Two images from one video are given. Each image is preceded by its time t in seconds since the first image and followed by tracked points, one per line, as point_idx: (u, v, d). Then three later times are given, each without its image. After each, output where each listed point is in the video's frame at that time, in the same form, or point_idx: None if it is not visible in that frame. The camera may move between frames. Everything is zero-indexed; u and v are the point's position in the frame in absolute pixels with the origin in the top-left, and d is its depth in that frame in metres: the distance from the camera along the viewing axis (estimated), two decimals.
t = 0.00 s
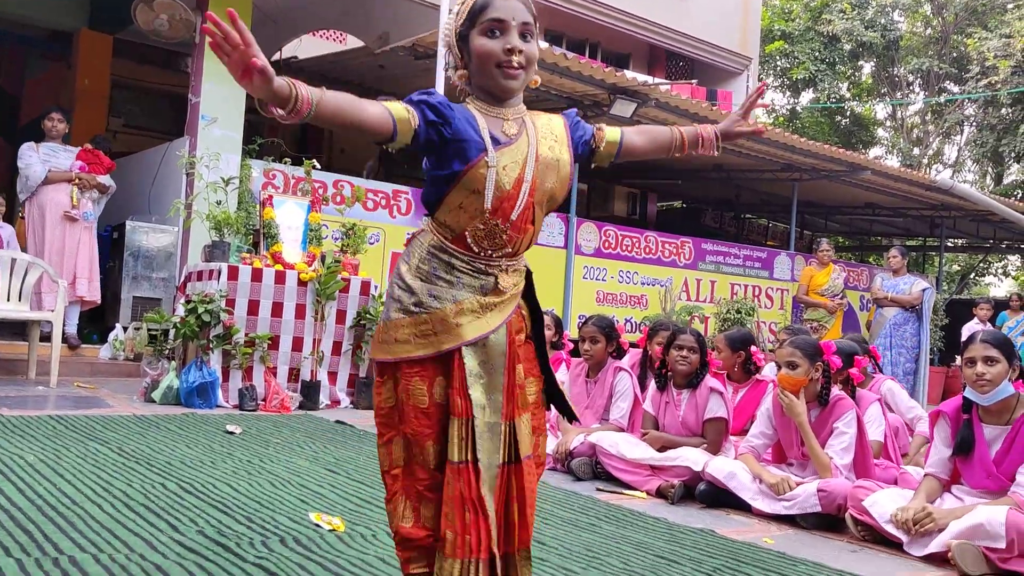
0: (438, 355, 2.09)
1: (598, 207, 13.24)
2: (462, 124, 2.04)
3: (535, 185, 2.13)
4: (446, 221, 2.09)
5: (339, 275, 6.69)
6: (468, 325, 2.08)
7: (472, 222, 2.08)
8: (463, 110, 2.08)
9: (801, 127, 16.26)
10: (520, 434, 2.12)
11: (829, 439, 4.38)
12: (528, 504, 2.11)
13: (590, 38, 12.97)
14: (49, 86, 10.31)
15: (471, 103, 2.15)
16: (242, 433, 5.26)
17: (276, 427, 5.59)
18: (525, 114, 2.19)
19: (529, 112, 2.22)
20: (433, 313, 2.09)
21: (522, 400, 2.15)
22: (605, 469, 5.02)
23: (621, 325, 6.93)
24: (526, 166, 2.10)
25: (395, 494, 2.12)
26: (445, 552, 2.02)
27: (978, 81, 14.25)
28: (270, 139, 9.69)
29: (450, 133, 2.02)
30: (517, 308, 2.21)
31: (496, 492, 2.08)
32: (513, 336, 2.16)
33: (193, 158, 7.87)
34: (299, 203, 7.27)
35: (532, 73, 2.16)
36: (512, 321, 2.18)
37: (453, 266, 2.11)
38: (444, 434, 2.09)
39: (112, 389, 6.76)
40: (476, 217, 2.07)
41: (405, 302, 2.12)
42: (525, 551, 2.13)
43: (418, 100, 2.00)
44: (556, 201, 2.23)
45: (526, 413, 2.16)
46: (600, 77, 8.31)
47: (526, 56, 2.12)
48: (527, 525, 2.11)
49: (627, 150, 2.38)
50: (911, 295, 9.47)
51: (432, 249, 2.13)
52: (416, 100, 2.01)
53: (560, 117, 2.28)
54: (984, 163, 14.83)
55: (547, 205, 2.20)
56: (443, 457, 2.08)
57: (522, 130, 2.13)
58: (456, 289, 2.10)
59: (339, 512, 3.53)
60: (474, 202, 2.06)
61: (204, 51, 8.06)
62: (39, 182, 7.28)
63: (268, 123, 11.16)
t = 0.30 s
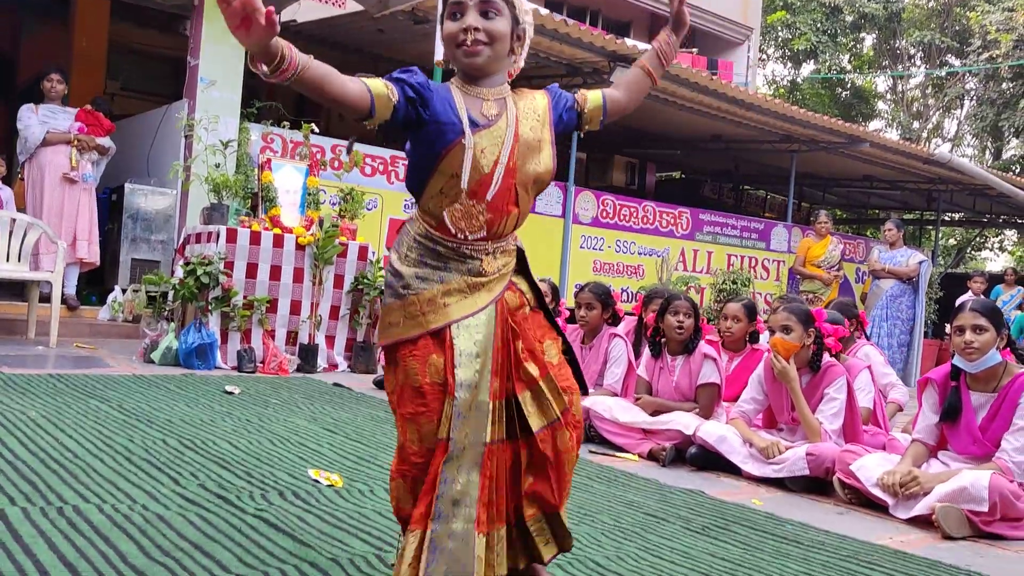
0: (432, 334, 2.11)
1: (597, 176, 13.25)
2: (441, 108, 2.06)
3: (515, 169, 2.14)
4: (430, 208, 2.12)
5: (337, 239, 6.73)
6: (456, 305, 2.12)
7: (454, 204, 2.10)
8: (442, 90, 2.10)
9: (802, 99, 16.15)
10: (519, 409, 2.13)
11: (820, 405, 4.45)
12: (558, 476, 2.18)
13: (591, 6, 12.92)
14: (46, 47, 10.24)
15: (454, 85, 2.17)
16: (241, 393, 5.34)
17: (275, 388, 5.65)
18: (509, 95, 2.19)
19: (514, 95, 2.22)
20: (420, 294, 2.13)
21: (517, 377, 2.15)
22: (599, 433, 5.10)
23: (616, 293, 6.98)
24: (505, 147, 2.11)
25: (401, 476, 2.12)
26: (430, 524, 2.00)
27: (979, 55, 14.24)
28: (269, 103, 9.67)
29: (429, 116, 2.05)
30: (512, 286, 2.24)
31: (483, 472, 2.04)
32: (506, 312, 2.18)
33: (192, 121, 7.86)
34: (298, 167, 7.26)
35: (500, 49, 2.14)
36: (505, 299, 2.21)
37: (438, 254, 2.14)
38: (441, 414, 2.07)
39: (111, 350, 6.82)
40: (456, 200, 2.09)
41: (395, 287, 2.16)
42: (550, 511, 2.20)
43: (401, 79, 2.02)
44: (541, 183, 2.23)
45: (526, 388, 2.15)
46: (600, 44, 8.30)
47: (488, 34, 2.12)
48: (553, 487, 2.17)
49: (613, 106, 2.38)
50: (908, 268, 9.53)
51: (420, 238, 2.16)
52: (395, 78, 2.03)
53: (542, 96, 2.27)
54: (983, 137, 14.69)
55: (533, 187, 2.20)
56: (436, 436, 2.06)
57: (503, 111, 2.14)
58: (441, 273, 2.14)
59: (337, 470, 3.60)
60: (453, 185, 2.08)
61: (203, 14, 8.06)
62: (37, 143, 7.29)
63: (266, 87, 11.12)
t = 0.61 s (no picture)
0: (424, 298, 2.17)
1: (595, 159, 13.28)
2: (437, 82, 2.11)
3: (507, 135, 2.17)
4: (425, 174, 2.17)
5: (335, 221, 6.76)
6: (450, 270, 2.17)
7: (448, 171, 2.14)
8: (436, 71, 2.13)
9: (800, 82, 16.09)
10: (513, 372, 2.20)
11: (809, 384, 4.52)
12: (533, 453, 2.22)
13: None
14: (44, 25, 10.22)
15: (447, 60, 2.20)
16: (240, 371, 5.39)
17: (273, 367, 5.71)
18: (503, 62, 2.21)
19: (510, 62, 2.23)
20: (415, 258, 2.18)
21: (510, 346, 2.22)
22: (594, 413, 5.16)
23: (612, 276, 7.03)
24: (495, 113, 2.14)
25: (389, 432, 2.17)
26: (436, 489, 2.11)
27: (978, 40, 14.21)
28: (267, 83, 9.67)
29: (423, 93, 2.09)
30: (502, 257, 2.28)
31: (477, 440, 2.16)
32: (498, 282, 2.23)
33: (191, 101, 7.87)
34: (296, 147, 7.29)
35: (489, 14, 2.17)
36: (497, 268, 2.25)
37: (434, 216, 2.19)
38: (430, 376, 2.15)
39: (110, 328, 6.86)
40: (451, 167, 2.14)
41: (389, 248, 2.21)
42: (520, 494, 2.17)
43: (393, 74, 2.06)
44: (532, 143, 2.26)
45: (517, 355, 2.23)
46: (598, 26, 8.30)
47: None
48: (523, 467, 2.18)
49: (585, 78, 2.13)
50: (903, 252, 9.58)
51: (416, 201, 2.21)
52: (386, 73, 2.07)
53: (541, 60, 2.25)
54: (981, 123, 14.67)
55: (524, 149, 2.24)
56: (434, 398, 2.15)
57: (493, 79, 2.16)
58: (436, 237, 2.18)
59: (336, 446, 3.66)
60: (446, 154, 2.13)
61: None
62: (36, 122, 7.30)
63: (264, 67, 11.11)
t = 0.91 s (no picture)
0: (390, 278, 2.20)
1: (591, 158, 13.31)
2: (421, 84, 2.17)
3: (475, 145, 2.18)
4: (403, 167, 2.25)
5: (332, 219, 6.77)
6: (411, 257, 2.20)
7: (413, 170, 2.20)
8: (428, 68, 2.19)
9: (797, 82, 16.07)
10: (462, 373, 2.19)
11: (800, 385, 4.55)
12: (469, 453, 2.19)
13: None
14: (41, 23, 10.20)
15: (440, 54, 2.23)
16: (236, 370, 5.41)
17: (270, 366, 5.72)
18: (491, 62, 2.22)
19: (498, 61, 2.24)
20: (386, 241, 2.22)
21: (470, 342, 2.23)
22: (589, 412, 5.20)
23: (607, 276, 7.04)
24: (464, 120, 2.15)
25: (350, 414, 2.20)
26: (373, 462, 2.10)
27: (975, 40, 14.24)
28: (264, 81, 9.67)
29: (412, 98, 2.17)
30: (477, 255, 2.28)
31: (428, 424, 2.13)
32: (464, 280, 2.23)
33: (188, 99, 7.88)
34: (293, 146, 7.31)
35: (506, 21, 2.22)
36: (467, 267, 2.25)
37: (408, 206, 2.24)
38: (394, 353, 2.17)
39: (107, 326, 6.87)
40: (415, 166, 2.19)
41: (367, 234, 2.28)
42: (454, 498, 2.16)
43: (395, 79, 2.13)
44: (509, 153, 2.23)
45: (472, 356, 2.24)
46: (595, 26, 8.31)
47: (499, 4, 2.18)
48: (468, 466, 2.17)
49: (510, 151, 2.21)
50: (896, 252, 9.64)
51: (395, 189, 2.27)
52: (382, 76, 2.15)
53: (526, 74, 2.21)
54: (978, 122, 14.68)
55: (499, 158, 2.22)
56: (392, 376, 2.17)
57: (476, 81, 2.18)
58: (406, 224, 2.23)
59: (332, 444, 3.69)
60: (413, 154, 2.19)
61: None
62: (34, 120, 7.30)
63: (261, 65, 11.12)
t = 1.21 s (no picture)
0: (377, 298, 2.16)
1: (588, 164, 13.34)
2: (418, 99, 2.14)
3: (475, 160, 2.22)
4: (392, 178, 2.20)
5: (328, 226, 6.78)
6: (409, 274, 2.18)
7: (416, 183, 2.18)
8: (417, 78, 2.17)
9: (793, 89, 16.08)
10: (447, 387, 2.22)
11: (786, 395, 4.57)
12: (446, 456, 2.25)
13: None
14: (38, 29, 10.22)
15: (424, 62, 2.22)
16: (232, 377, 5.42)
17: (266, 373, 5.73)
18: (479, 80, 2.27)
19: (485, 79, 2.30)
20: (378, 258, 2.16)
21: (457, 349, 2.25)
22: (584, 420, 5.21)
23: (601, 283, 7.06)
24: (468, 136, 2.19)
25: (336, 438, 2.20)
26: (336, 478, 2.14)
27: (970, 47, 14.30)
28: (261, 88, 9.68)
29: (404, 109, 2.11)
30: (464, 265, 2.30)
31: (411, 443, 2.12)
32: (455, 290, 2.25)
33: (185, 106, 7.89)
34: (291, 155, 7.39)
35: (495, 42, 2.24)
36: (457, 276, 2.27)
37: (399, 220, 2.21)
38: (376, 376, 2.14)
39: (103, 333, 6.88)
40: (419, 181, 2.18)
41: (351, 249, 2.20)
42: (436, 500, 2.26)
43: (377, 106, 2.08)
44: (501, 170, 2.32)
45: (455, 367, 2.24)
46: (591, 34, 8.35)
47: (491, 27, 2.20)
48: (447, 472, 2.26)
49: (527, 195, 2.38)
50: (888, 257, 9.70)
51: (381, 203, 2.23)
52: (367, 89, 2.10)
53: (521, 91, 2.33)
54: (973, 129, 14.70)
55: (491, 175, 2.30)
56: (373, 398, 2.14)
57: (471, 97, 2.23)
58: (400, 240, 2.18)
59: (327, 453, 3.70)
60: (414, 167, 2.17)
61: None
62: (31, 127, 7.31)
63: (258, 72, 11.13)
